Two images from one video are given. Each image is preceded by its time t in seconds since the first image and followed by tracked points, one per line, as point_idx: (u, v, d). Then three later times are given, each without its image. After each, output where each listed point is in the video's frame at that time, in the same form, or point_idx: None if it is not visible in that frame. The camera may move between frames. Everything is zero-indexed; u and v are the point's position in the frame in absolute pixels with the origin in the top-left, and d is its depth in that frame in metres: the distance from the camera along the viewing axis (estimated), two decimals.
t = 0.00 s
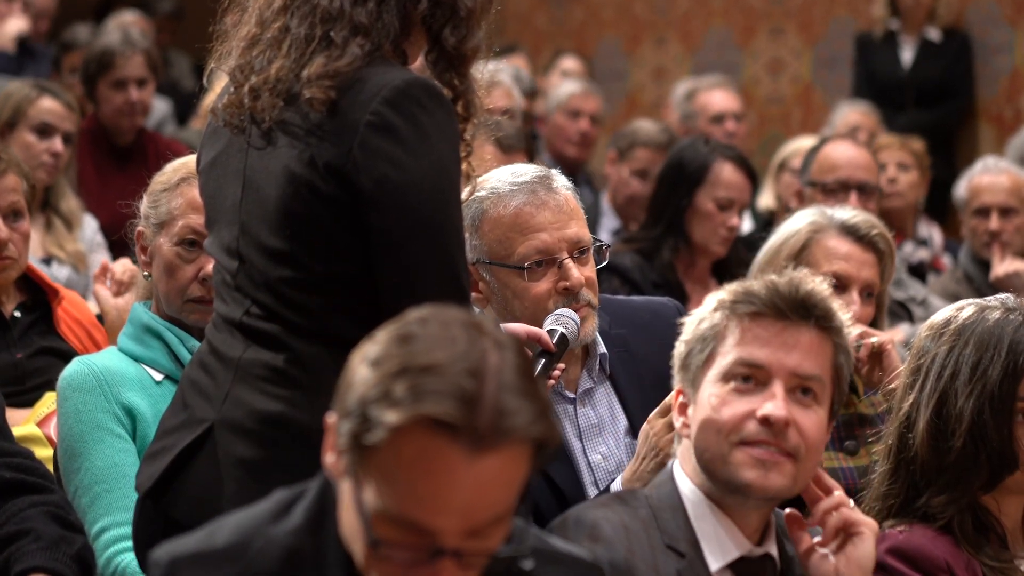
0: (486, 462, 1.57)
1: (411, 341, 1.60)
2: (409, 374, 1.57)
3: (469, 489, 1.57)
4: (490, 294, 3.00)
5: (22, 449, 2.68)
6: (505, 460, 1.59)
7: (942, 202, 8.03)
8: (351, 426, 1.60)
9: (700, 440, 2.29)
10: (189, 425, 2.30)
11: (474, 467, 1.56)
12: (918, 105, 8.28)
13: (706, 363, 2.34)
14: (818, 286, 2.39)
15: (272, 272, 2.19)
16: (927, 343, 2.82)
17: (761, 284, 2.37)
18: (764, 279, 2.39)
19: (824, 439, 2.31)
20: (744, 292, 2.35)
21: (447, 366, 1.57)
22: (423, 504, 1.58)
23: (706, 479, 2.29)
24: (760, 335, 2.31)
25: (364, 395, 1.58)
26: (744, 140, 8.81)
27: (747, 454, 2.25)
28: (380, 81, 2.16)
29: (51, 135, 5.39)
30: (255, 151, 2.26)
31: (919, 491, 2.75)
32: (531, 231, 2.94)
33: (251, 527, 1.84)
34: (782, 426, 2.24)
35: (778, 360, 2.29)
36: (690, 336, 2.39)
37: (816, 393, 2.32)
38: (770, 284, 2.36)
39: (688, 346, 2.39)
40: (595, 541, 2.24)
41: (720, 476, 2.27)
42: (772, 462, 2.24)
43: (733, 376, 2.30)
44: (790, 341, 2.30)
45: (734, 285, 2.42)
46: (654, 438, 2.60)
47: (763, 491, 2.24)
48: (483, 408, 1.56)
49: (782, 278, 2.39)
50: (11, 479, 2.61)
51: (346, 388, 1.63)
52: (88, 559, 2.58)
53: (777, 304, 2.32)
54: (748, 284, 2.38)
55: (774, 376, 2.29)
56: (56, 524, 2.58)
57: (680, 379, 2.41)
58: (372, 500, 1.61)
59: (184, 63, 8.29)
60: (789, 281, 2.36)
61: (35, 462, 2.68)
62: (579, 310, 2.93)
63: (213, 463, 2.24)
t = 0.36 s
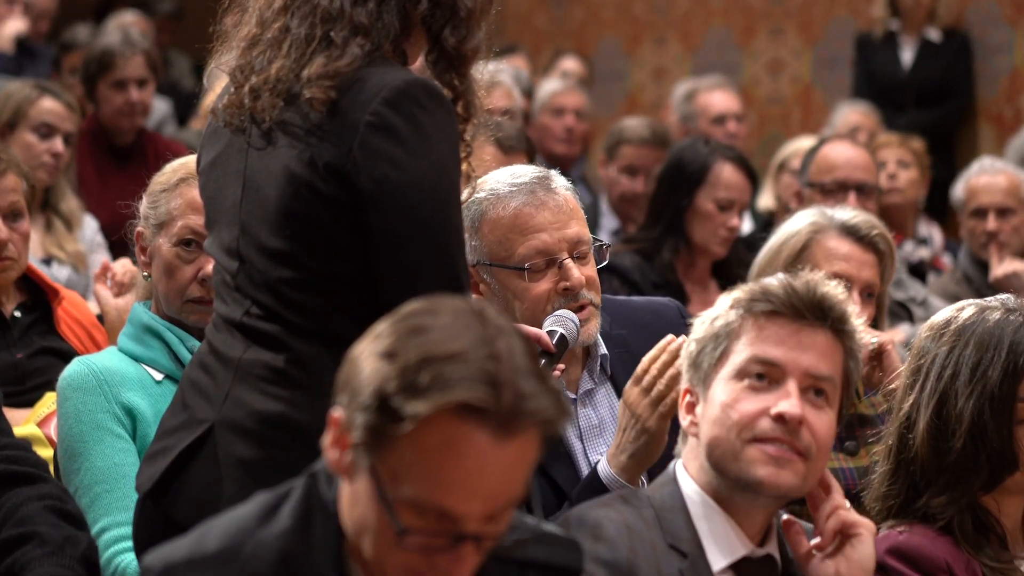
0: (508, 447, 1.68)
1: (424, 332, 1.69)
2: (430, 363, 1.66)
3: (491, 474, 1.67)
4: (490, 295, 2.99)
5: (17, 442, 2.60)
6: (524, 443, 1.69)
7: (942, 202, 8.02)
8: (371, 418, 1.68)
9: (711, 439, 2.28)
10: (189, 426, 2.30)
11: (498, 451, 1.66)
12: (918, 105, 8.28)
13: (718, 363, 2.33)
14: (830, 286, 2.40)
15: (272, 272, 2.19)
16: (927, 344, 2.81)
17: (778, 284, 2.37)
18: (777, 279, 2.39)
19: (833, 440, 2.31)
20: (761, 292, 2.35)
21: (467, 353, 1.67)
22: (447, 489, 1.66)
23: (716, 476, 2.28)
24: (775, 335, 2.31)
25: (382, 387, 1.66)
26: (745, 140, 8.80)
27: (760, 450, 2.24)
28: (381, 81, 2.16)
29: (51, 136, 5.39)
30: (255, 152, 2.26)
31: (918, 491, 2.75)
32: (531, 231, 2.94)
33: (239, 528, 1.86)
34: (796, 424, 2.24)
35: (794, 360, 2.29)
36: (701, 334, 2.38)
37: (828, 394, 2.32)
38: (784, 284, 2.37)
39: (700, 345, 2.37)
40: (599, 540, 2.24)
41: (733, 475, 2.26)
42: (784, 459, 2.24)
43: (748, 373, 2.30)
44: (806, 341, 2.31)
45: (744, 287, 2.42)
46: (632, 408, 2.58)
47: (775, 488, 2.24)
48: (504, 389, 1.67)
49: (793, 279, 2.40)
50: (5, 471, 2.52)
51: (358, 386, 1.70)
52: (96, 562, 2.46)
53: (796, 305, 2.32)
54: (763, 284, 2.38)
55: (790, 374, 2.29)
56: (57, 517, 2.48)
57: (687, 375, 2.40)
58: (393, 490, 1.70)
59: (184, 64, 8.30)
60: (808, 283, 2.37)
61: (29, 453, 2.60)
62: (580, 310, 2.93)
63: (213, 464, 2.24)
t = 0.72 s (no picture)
0: (525, 436, 1.71)
1: (436, 326, 1.71)
2: (449, 354, 1.69)
3: (508, 464, 1.69)
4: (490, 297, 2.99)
5: (19, 445, 2.59)
6: (537, 433, 1.73)
7: (942, 203, 8.02)
8: (388, 409, 1.69)
9: (721, 445, 2.28)
10: (189, 427, 2.30)
11: (517, 439, 1.69)
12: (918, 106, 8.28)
13: (728, 363, 2.32)
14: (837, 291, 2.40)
15: (273, 274, 2.19)
16: (927, 345, 2.81)
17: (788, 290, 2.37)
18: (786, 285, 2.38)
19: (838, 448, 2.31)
20: (774, 298, 2.34)
21: (482, 345, 1.70)
22: (464, 479, 1.68)
23: (722, 477, 2.28)
24: (786, 341, 2.30)
25: (400, 379, 1.68)
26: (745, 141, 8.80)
27: (772, 459, 2.24)
28: (380, 82, 2.17)
29: (51, 136, 5.39)
30: (255, 153, 2.26)
31: (918, 492, 2.75)
32: (531, 232, 2.94)
33: (237, 531, 1.86)
34: (808, 435, 2.23)
35: (805, 369, 2.28)
36: (710, 337, 2.36)
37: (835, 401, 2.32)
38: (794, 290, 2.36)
39: (708, 347, 2.36)
40: (599, 539, 2.23)
41: (744, 483, 2.25)
42: (795, 468, 2.24)
43: (758, 381, 2.28)
44: (818, 351, 2.30)
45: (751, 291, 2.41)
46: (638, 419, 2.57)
47: (786, 497, 2.24)
48: (520, 379, 1.71)
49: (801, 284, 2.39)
50: (6, 474, 2.51)
51: (370, 383, 1.71)
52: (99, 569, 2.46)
53: (808, 314, 2.32)
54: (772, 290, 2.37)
55: (801, 383, 2.28)
56: (59, 521, 2.48)
57: (691, 376, 2.40)
58: (409, 483, 1.71)
59: (184, 65, 8.30)
60: (816, 289, 2.36)
61: (31, 456, 2.59)
62: (581, 310, 2.92)
63: (214, 464, 2.24)
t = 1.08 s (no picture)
0: (526, 430, 1.72)
1: (439, 320, 1.72)
2: (451, 348, 1.70)
3: (510, 458, 1.70)
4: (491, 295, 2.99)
5: (19, 446, 2.59)
6: (539, 429, 1.74)
7: (942, 203, 8.02)
8: (393, 401, 1.69)
9: (729, 449, 2.27)
10: (188, 427, 2.30)
11: (516, 432, 1.70)
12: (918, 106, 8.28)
13: (739, 365, 2.29)
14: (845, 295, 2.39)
15: (272, 274, 2.18)
16: (927, 345, 2.81)
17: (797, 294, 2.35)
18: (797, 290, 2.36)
19: (844, 455, 2.31)
20: (789, 305, 2.31)
21: (485, 338, 1.71)
22: (464, 472, 1.69)
23: (730, 482, 2.26)
24: (797, 349, 2.28)
25: (401, 370, 1.69)
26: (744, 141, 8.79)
27: (784, 468, 2.23)
28: (380, 82, 2.16)
29: (51, 137, 5.39)
30: (254, 153, 2.26)
31: (918, 493, 2.75)
32: (532, 231, 2.94)
33: (238, 529, 1.86)
34: (820, 445, 2.22)
35: (819, 379, 2.26)
36: (720, 340, 2.33)
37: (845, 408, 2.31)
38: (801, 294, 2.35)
39: (719, 350, 2.33)
40: (599, 539, 2.24)
41: (754, 491, 2.24)
42: (807, 478, 2.22)
43: (771, 390, 2.26)
44: (829, 360, 2.28)
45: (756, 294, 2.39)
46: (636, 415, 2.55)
47: (797, 504, 2.23)
48: (524, 375, 1.72)
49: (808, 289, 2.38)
50: (6, 475, 2.51)
51: (373, 377, 1.71)
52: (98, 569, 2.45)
53: (820, 320, 2.29)
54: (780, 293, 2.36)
55: (812, 394, 2.26)
56: (58, 523, 2.48)
57: (696, 375, 2.38)
58: (409, 474, 1.71)
59: (183, 65, 8.30)
60: (826, 294, 2.34)
61: (32, 457, 2.59)
62: (581, 310, 2.92)
63: (214, 464, 2.24)
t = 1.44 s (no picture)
0: (513, 422, 1.72)
1: (427, 316, 1.72)
2: (439, 341, 1.70)
3: (502, 451, 1.71)
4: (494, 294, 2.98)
5: (19, 446, 2.59)
6: (529, 419, 1.74)
7: (942, 203, 8.02)
8: (381, 400, 1.69)
9: (738, 457, 2.25)
10: (189, 427, 2.30)
11: (508, 424, 1.71)
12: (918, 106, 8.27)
13: (752, 371, 2.26)
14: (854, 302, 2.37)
15: (273, 275, 2.19)
16: (927, 346, 2.81)
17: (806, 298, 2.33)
18: (811, 297, 2.32)
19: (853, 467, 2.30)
20: (805, 316, 2.27)
21: (472, 332, 1.72)
22: (456, 465, 1.69)
23: (740, 490, 2.25)
24: (811, 361, 2.25)
25: (391, 367, 1.69)
26: (745, 142, 8.79)
27: (796, 481, 2.22)
28: (381, 83, 2.17)
29: (52, 137, 5.39)
30: (255, 154, 2.26)
31: (918, 494, 2.75)
32: (538, 231, 2.94)
33: (239, 532, 1.86)
34: (831, 460, 2.21)
35: (832, 392, 2.24)
36: (732, 347, 2.30)
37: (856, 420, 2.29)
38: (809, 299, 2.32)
39: (731, 356, 2.29)
40: (601, 540, 2.24)
41: (764, 502, 2.23)
42: (817, 491, 2.22)
43: (784, 402, 2.24)
44: (844, 374, 2.26)
45: (762, 298, 2.37)
46: (665, 451, 2.55)
47: (806, 517, 2.23)
48: (510, 372, 1.72)
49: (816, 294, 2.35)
50: (7, 475, 2.51)
51: (364, 375, 1.72)
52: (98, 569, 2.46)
53: (836, 329, 2.27)
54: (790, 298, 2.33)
55: (826, 408, 2.24)
56: (59, 523, 2.48)
57: (704, 378, 2.35)
58: (398, 470, 1.71)
59: (184, 65, 8.30)
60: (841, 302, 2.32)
61: (32, 457, 2.59)
62: (585, 309, 2.91)
63: (214, 465, 2.24)
